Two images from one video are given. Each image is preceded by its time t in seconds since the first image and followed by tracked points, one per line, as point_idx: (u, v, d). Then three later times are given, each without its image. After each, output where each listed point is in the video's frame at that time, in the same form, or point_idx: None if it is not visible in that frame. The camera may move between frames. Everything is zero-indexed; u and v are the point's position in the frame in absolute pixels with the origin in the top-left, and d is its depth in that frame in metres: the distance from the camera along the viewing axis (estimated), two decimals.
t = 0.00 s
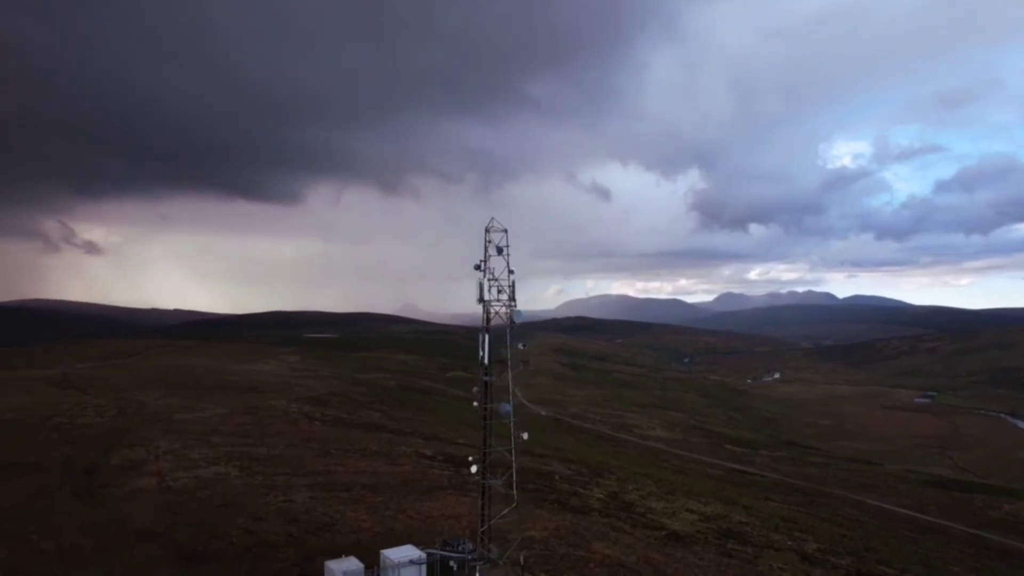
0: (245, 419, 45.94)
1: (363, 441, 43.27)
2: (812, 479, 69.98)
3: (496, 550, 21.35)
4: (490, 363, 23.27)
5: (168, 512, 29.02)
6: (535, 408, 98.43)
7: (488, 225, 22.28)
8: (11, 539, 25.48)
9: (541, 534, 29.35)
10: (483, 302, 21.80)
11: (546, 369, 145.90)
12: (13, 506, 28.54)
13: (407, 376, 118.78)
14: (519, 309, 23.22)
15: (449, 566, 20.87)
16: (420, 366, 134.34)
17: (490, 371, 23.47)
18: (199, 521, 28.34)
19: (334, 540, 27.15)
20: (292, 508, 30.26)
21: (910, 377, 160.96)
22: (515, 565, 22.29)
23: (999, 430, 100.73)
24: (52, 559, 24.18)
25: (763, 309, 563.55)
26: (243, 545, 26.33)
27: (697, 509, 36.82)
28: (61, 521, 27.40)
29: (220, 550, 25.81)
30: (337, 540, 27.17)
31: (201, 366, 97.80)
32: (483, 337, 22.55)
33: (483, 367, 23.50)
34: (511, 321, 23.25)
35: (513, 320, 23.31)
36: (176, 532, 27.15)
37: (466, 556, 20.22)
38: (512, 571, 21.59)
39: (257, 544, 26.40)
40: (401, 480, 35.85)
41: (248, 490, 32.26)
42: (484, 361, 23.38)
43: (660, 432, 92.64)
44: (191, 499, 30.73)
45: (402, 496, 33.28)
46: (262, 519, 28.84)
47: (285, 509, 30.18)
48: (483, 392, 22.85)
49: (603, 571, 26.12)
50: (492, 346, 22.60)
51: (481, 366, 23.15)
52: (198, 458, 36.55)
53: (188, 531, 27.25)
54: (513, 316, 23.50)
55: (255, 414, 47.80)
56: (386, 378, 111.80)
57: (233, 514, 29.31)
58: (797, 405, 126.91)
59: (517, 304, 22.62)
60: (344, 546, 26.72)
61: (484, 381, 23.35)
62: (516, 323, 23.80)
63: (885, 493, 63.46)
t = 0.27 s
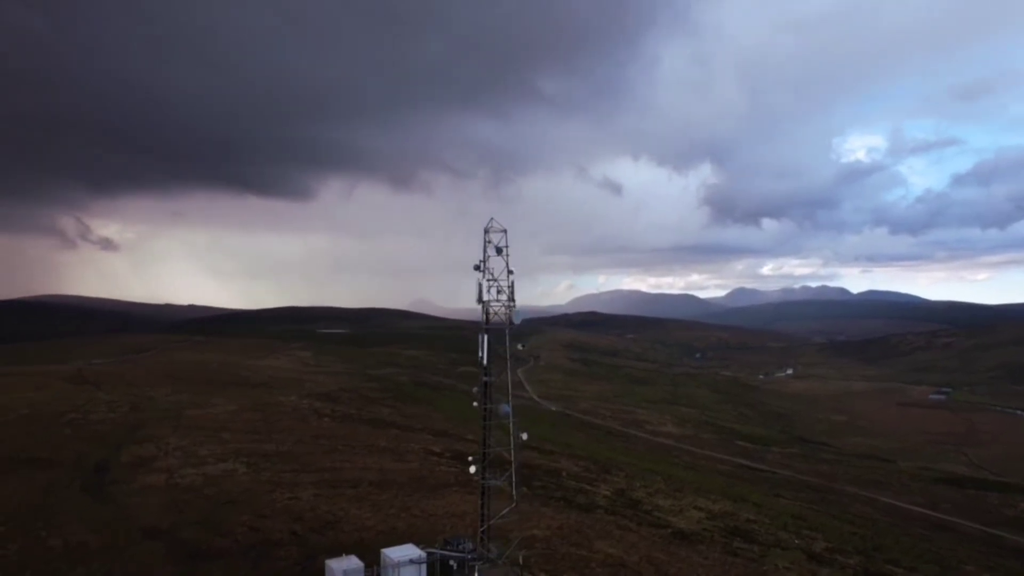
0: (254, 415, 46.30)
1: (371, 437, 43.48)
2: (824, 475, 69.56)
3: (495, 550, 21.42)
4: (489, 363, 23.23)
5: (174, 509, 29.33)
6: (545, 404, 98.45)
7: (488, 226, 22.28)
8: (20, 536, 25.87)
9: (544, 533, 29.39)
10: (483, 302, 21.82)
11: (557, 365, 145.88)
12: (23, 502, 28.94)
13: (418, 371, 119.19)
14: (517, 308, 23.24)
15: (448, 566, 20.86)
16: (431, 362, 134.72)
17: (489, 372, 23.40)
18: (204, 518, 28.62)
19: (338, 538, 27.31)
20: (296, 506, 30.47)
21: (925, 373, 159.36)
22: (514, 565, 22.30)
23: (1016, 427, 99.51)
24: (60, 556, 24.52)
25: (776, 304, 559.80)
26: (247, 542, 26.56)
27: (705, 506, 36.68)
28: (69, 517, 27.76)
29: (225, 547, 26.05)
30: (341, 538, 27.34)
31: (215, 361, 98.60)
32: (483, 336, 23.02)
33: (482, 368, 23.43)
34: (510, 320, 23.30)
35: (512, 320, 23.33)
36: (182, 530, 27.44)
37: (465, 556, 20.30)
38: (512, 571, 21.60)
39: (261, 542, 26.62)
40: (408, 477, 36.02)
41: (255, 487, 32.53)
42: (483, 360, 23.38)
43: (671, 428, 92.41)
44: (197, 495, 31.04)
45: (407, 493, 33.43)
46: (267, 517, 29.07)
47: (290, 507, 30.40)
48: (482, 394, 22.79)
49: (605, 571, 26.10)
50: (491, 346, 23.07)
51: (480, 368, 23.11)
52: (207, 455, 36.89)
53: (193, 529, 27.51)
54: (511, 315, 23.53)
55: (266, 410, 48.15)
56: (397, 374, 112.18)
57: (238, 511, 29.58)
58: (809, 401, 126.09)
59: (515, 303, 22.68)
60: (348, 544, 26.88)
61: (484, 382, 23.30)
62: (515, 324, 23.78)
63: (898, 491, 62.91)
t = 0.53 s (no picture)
0: (263, 411, 46.57)
1: (378, 433, 43.64)
2: (834, 473, 69.17)
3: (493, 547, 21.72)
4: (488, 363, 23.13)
5: (179, 506, 29.55)
6: (554, 400, 98.37)
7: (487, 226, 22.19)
8: (27, 533, 26.16)
9: (546, 532, 29.38)
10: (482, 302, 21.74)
11: (566, 361, 145.69)
12: (31, 499, 29.22)
13: (427, 367, 119.45)
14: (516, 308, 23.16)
15: (449, 565, 20.88)
16: (440, 358, 134.95)
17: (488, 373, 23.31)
18: (209, 516, 28.82)
19: (340, 536, 27.44)
20: (300, 504, 30.64)
21: (938, 369, 158.00)
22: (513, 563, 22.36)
23: None
24: (65, 553, 24.77)
25: (788, 300, 556.61)
26: (250, 540, 26.72)
27: (712, 504, 36.57)
28: (77, 514, 28.06)
29: (228, 545, 26.24)
30: (344, 536, 27.45)
31: (226, 357, 99.29)
32: (482, 336, 22.83)
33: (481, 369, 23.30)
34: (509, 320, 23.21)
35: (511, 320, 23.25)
36: (187, 527, 27.63)
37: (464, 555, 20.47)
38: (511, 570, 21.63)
39: (264, 540, 26.78)
40: (413, 474, 36.17)
41: (260, 485, 32.73)
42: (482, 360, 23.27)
43: (679, 424, 92.18)
44: (203, 493, 31.27)
45: (411, 491, 33.54)
46: (271, 515, 29.24)
47: (294, 504, 30.57)
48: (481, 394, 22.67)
49: (606, 571, 26.07)
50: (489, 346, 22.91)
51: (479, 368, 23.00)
52: (215, 452, 37.16)
53: (197, 527, 27.70)
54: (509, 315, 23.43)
55: (274, 406, 48.42)
56: (407, 369, 112.46)
57: (243, 508, 29.76)
58: (821, 397, 125.34)
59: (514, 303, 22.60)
60: (351, 542, 27.01)
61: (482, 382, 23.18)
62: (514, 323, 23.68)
63: (909, 488, 62.44)
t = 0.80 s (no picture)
0: (273, 407, 46.92)
1: (386, 430, 43.83)
2: (846, 469, 68.73)
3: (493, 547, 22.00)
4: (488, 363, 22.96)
5: (186, 503, 29.83)
6: (564, 396, 98.32)
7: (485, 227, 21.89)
8: (37, 528, 26.58)
9: (549, 531, 29.42)
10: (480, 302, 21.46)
11: (577, 356, 145.58)
12: (42, 495, 29.61)
13: (438, 362, 119.81)
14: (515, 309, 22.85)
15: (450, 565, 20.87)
16: (451, 353, 135.31)
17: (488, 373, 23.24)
18: (215, 513, 29.07)
19: (344, 533, 27.60)
20: (305, 501, 30.83)
21: (953, 365, 156.37)
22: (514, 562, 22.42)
23: None
24: (73, 549, 25.09)
25: (801, 294, 552.80)
26: (254, 538, 26.92)
27: (719, 502, 36.45)
28: (85, 510, 28.46)
29: (232, 542, 26.47)
30: (347, 534, 27.61)
31: (239, 353, 100.22)
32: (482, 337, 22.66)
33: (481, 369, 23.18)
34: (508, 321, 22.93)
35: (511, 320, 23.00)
36: (192, 524, 27.90)
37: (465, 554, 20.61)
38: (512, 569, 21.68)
39: (268, 538, 26.98)
40: (419, 471, 36.32)
41: (267, 481, 32.99)
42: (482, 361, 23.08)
43: (690, 420, 91.90)
44: (210, 489, 31.55)
45: (415, 488, 33.68)
46: (276, 512, 29.46)
47: (299, 501, 30.80)
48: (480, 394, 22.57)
49: (607, 571, 26.05)
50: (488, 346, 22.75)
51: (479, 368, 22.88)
52: (223, 448, 37.47)
53: (203, 523, 27.96)
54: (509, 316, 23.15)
55: (284, 402, 48.75)
56: (418, 364, 112.84)
57: (249, 505, 30.01)
58: (834, 393, 124.44)
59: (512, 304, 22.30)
60: (354, 540, 27.18)
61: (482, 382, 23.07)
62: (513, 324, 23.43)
63: (922, 485, 61.88)
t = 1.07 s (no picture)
0: (283, 403, 47.23)
1: (395, 426, 44.06)
2: (858, 466, 68.25)
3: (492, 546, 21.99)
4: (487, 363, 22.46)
5: (192, 499, 30.13)
6: (574, 391, 98.32)
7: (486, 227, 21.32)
8: (46, 524, 26.96)
9: (551, 529, 29.43)
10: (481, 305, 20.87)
11: (588, 351, 145.48)
12: (52, 491, 30.00)
13: (449, 357, 120.19)
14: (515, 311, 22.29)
15: (449, 564, 20.87)
16: (462, 348, 135.61)
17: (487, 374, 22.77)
18: (220, 510, 29.33)
19: (347, 532, 27.71)
20: (309, 498, 31.01)
21: (969, 361, 154.70)
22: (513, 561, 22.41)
23: None
24: (80, 546, 25.42)
25: (814, 290, 548.96)
26: (257, 536, 27.10)
27: (727, 500, 36.31)
28: (94, 506, 28.85)
29: (236, 539, 26.72)
30: (351, 532, 27.73)
31: (252, 348, 101.06)
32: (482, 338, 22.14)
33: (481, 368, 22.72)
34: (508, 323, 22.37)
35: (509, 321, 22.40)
36: (198, 520, 28.16)
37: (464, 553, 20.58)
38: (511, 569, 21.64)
39: (271, 535, 27.22)
40: (425, 468, 36.43)
41: (273, 478, 33.24)
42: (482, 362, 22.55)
43: (701, 416, 91.70)
44: (216, 486, 31.80)
45: (419, 485, 33.78)
46: (279, 509, 29.67)
47: (303, 499, 31.00)
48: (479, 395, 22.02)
49: (608, 570, 25.99)
50: (487, 347, 22.12)
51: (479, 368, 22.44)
52: (232, 444, 37.80)
53: (208, 520, 28.21)
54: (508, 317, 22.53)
55: (294, 398, 49.11)
56: (429, 360, 113.17)
57: (253, 503, 30.22)
58: (846, 389, 123.59)
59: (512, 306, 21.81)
60: (357, 538, 27.30)
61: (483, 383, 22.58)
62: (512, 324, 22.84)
63: (935, 483, 61.31)
